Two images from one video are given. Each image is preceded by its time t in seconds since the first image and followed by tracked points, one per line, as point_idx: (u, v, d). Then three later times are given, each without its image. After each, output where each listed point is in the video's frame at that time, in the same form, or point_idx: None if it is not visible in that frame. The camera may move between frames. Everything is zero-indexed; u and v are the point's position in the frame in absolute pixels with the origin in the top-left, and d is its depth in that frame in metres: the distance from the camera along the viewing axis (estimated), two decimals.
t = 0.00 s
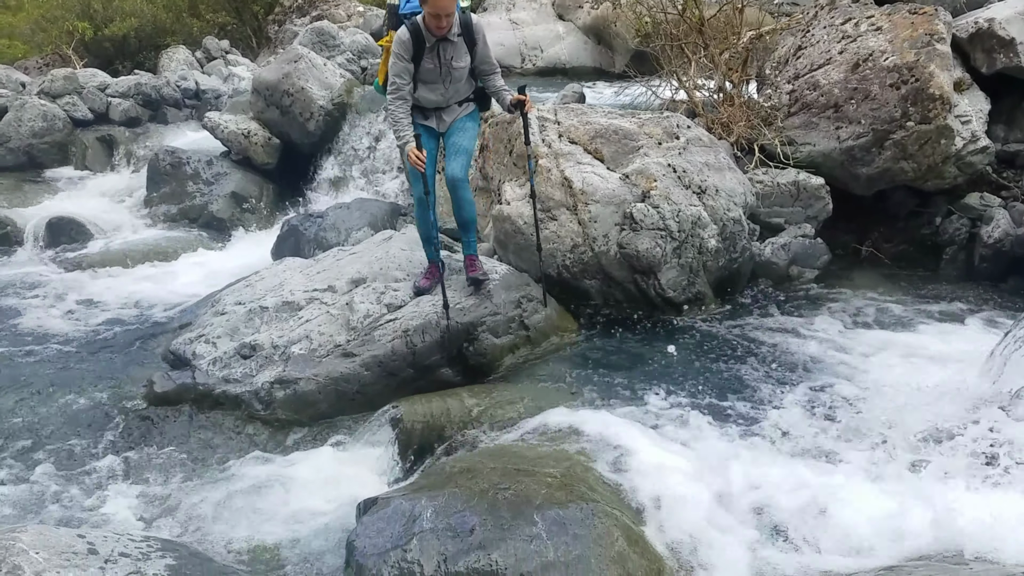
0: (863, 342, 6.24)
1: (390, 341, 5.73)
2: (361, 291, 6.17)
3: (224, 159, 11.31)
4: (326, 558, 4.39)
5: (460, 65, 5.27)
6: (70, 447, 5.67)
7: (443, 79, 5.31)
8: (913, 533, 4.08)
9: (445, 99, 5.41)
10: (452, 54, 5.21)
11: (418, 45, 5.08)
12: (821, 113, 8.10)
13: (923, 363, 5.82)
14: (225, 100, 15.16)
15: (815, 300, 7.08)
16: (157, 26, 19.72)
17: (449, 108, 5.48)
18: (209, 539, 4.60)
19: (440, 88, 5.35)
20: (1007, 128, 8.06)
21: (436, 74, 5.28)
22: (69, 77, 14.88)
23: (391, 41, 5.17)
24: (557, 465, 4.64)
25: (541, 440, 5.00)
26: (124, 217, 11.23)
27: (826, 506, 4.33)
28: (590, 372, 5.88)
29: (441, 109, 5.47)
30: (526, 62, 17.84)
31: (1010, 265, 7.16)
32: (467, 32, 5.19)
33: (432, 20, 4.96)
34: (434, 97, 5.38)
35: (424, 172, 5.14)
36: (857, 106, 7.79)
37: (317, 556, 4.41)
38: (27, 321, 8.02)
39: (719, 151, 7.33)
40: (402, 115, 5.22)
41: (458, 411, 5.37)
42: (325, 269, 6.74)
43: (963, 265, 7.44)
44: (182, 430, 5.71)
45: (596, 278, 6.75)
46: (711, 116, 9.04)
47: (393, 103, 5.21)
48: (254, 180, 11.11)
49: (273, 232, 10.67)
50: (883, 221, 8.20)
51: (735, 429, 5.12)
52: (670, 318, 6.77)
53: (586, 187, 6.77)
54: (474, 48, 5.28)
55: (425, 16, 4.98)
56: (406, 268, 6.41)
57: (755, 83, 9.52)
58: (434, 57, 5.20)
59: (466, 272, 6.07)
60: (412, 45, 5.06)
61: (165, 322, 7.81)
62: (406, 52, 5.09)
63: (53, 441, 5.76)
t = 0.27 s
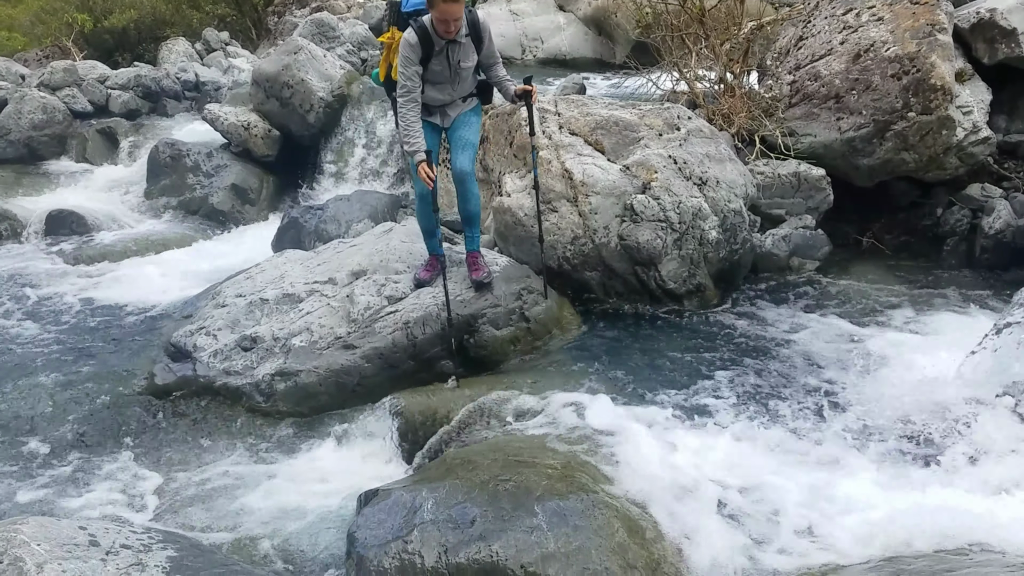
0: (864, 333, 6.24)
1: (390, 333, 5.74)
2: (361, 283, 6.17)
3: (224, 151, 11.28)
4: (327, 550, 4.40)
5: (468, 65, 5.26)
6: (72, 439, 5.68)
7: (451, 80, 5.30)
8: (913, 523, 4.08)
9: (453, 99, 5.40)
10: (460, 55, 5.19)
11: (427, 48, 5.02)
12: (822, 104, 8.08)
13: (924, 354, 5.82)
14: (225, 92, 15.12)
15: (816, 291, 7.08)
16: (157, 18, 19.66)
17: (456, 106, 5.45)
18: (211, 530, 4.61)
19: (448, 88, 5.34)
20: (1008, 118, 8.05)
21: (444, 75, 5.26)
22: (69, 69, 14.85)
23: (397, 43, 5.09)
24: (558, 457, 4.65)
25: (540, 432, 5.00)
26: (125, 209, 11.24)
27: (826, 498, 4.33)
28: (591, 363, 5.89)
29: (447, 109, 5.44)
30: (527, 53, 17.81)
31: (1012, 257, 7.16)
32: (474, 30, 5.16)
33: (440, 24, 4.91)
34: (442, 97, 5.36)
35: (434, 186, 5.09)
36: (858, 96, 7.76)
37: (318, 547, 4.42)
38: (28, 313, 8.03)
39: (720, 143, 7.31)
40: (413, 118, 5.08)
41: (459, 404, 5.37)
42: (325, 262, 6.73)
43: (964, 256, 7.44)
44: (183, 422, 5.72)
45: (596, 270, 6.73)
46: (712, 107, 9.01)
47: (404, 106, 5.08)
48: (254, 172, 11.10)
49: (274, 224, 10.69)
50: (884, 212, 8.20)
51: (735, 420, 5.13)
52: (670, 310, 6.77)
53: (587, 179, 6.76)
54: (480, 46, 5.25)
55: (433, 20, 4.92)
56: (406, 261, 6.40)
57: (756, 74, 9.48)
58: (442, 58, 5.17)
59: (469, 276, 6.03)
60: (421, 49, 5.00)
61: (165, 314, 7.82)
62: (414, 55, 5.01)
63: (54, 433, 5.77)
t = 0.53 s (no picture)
0: (862, 329, 6.24)
1: (389, 329, 5.75)
2: (360, 279, 6.17)
3: (222, 147, 11.27)
4: (325, 546, 4.40)
5: (469, 65, 5.25)
6: (70, 435, 5.68)
7: (451, 79, 5.29)
8: (911, 519, 4.08)
9: (453, 98, 5.39)
10: (461, 54, 5.17)
11: (428, 48, 5.00)
12: (821, 99, 8.07)
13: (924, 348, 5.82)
14: (223, 87, 15.10)
15: (814, 287, 7.08)
16: (154, 13, 19.62)
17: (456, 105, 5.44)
18: (210, 526, 4.61)
19: (449, 88, 5.33)
20: (1007, 114, 8.04)
21: (444, 74, 5.25)
22: (66, 64, 14.82)
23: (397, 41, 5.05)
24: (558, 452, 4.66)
25: (538, 428, 5.00)
26: (123, 205, 11.22)
27: (825, 492, 4.34)
28: (589, 359, 5.89)
29: (446, 107, 5.42)
30: (525, 48, 17.78)
31: (1010, 252, 7.16)
32: (475, 30, 5.15)
33: (442, 24, 4.89)
34: (442, 97, 5.35)
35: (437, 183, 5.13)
36: (856, 92, 7.75)
37: (316, 543, 4.43)
38: (25, 309, 8.01)
39: (718, 138, 7.30)
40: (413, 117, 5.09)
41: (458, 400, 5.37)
42: (324, 257, 6.72)
43: (963, 251, 7.43)
44: (182, 418, 5.72)
45: (595, 265, 6.72)
46: (711, 102, 9.01)
47: (404, 105, 5.08)
48: (252, 167, 11.10)
49: (272, 220, 10.70)
50: (882, 208, 8.20)
51: (734, 416, 5.13)
52: (669, 305, 6.77)
53: (585, 174, 6.76)
54: (480, 45, 5.24)
55: (435, 20, 4.90)
56: (405, 256, 6.39)
57: (754, 69, 9.47)
58: (442, 57, 5.16)
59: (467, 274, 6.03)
60: (423, 49, 4.97)
61: (163, 310, 7.81)
62: (415, 54, 4.99)
63: (54, 429, 5.78)
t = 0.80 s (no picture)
0: (861, 328, 6.24)
1: (388, 328, 5.75)
2: (358, 278, 6.16)
3: (221, 145, 11.25)
4: (325, 545, 4.39)
5: (462, 62, 5.20)
6: (69, 434, 5.68)
7: (446, 77, 5.24)
8: (911, 518, 4.08)
9: (449, 98, 5.37)
10: (455, 52, 5.14)
11: (424, 45, 4.99)
12: (820, 98, 8.07)
13: (923, 348, 5.82)
14: (222, 86, 15.07)
15: (813, 285, 7.08)
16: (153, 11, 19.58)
17: (452, 105, 5.42)
18: (209, 525, 4.61)
19: (444, 87, 5.29)
20: (1006, 113, 8.03)
21: (438, 72, 5.21)
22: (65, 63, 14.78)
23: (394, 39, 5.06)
24: (558, 451, 4.66)
25: (538, 427, 5.00)
26: (121, 204, 11.21)
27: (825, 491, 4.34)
28: (588, 358, 5.89)
29: (442, 107, 5.41)
30: (524, 46, 17.76)
31: (1009, 251, 7.15)
32: (471, 28, 5.13)
33: (439, 21, 4.89)
34: (438, 96, 5.33)
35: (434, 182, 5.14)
36: (856, 91, 7.75)
37: (315, 542, 4.42)
38: (23, 308, 8.00)
39: (718, 137, 7.30)
40: (411, 113, 5.09)
41: (457, 400, 5.37)
42: (323, 256, 6.71)
43: (962, 250, 7.41)
44: (181, 416, 5.72)
45: (594, 264, 6.73)
46: (710, 101, 9.01)
47: (401, 102, 5.08)
48: (251, 166, 11.08)
49: (271, 218, 10.69)
50: (881, 207, 8.20)
51: (733, 415, 5.13)
52: (668, 305, 6.76)
53: (585, 173, 6.75)
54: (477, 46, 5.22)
55: (431, 16, 4.89)
56: (403, 255, 6.39)
57: (753, 68, 9.46)
58: (437, 56, 5.12)
59: (466, 272, 6.01)
60: (419, 45, 4.97)
61: (162, 309, 7.80)
62: (412, 51, 4.99)
63: (53, 428, 5.77)
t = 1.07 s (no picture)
0: (860, 327, 6.25)
1: (388, 326, 5.73)
2: (358, 276, 6.15)
3: (220, 143, 11.24)
4: (323, 543, 4.39)
5: (459, 60, 5.18)
6: (68, 431, 5.68)
7: (443, 74, 5.23)
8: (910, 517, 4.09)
9: (447, 96, 5.36)
10: (452, 50, 5.13)
11: (422, 39, 4.99)
12: (820, 97, 8.06)
13: (921, 347, 5.82)
14: (221, 83, 15.05)
15: (812, 284, 7.08)
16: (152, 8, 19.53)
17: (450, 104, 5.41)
18: (208, 523, 4.61)
19: (441, 84, 5.28)
20: (1006, 113, 8.04)
21: (436, 69, 5.20)
22: (64, 59, 14.76)
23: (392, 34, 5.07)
24: (557, 450, 4.65)
25: (538, 426, 4.99)
26: (120, 201, 11.20)
27: (824, 491, 4.34)
28: (587, 356, 5.89)
29: (440, 105, 5.41)
30: (524, 45, 17.75)
31: (1009, 251, 7.15)
32: (469, 27, 5.11)
33: (437, 16, 4.88)
34: (436, 93, 5.32)
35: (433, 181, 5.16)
36: (855, 90, 7.75)
37: (314, 541, 4.42)
38: (22, 305, 7.99)
39: (717, 135, 7.30)
40: (410, 108, 5.09)
41: (456, 399, 5.36)
42: (322, 254, 6.70)
43: (961, 250, 7.44)
44: (180, 414, 5.72)
45: (594, 263, 6.72)
46: (709, 100, 9.01)
47: (400, 97, 5.09)
48: (250, 163, 11.07)
49: (270, 216, 10.69)
50: (880, 206, 8.20)
51: (733, 414, 5.13)
52: (667, 303, 6.76)
53: (585, 171, 6.74)
54: (475, 47, 5.20)
55: (429, 12, 4.89)
56: (403, 253, 6.38)
57: (753, 67, 9.45)
58: (434, 52, 5.11)
59: (466, 271, 6.00)
60: (416, 40, 4.97)
61: (161, 307, 7.80)
62: (409, 45, 4.99)
63: (52, 425, 5.77)
